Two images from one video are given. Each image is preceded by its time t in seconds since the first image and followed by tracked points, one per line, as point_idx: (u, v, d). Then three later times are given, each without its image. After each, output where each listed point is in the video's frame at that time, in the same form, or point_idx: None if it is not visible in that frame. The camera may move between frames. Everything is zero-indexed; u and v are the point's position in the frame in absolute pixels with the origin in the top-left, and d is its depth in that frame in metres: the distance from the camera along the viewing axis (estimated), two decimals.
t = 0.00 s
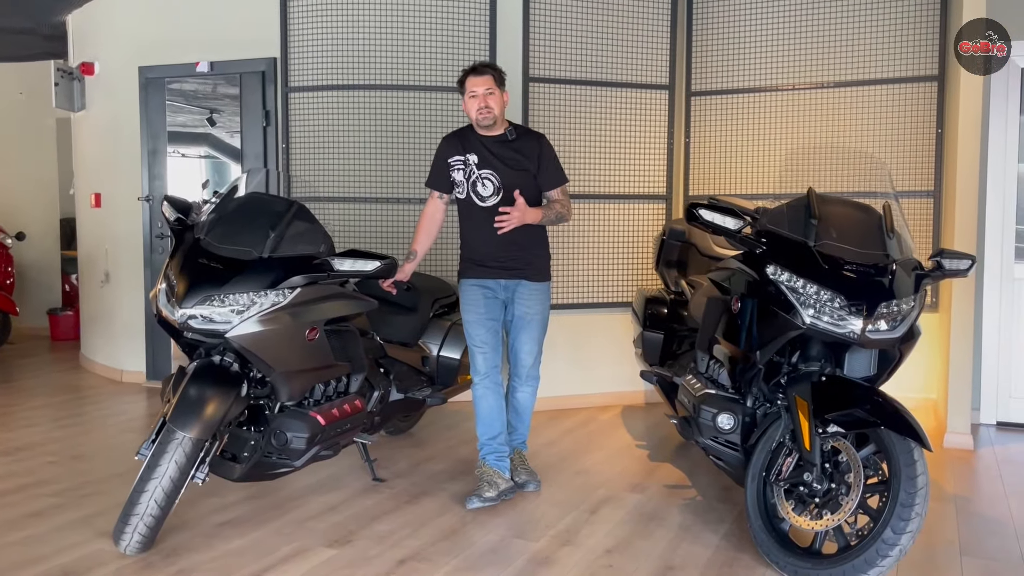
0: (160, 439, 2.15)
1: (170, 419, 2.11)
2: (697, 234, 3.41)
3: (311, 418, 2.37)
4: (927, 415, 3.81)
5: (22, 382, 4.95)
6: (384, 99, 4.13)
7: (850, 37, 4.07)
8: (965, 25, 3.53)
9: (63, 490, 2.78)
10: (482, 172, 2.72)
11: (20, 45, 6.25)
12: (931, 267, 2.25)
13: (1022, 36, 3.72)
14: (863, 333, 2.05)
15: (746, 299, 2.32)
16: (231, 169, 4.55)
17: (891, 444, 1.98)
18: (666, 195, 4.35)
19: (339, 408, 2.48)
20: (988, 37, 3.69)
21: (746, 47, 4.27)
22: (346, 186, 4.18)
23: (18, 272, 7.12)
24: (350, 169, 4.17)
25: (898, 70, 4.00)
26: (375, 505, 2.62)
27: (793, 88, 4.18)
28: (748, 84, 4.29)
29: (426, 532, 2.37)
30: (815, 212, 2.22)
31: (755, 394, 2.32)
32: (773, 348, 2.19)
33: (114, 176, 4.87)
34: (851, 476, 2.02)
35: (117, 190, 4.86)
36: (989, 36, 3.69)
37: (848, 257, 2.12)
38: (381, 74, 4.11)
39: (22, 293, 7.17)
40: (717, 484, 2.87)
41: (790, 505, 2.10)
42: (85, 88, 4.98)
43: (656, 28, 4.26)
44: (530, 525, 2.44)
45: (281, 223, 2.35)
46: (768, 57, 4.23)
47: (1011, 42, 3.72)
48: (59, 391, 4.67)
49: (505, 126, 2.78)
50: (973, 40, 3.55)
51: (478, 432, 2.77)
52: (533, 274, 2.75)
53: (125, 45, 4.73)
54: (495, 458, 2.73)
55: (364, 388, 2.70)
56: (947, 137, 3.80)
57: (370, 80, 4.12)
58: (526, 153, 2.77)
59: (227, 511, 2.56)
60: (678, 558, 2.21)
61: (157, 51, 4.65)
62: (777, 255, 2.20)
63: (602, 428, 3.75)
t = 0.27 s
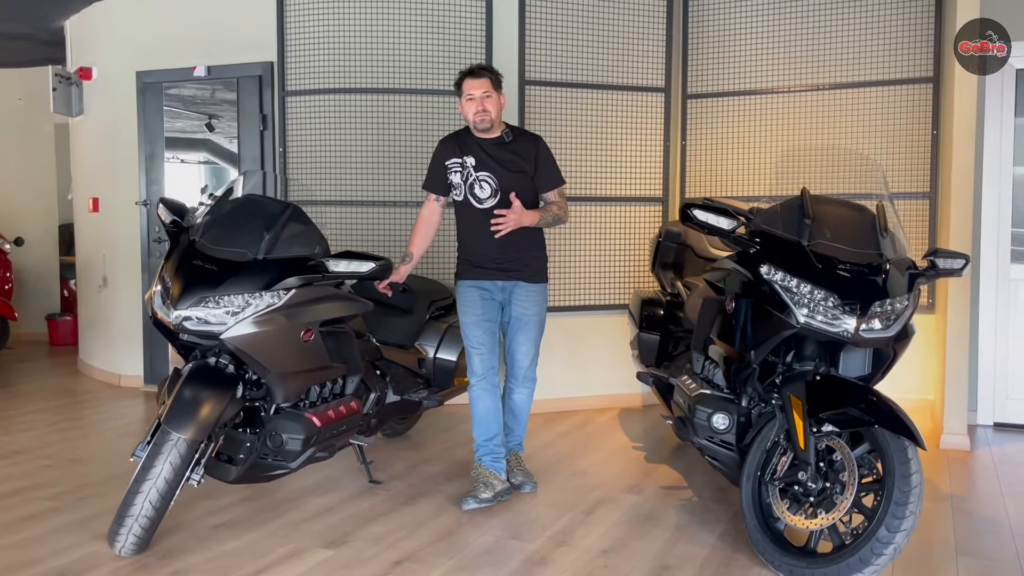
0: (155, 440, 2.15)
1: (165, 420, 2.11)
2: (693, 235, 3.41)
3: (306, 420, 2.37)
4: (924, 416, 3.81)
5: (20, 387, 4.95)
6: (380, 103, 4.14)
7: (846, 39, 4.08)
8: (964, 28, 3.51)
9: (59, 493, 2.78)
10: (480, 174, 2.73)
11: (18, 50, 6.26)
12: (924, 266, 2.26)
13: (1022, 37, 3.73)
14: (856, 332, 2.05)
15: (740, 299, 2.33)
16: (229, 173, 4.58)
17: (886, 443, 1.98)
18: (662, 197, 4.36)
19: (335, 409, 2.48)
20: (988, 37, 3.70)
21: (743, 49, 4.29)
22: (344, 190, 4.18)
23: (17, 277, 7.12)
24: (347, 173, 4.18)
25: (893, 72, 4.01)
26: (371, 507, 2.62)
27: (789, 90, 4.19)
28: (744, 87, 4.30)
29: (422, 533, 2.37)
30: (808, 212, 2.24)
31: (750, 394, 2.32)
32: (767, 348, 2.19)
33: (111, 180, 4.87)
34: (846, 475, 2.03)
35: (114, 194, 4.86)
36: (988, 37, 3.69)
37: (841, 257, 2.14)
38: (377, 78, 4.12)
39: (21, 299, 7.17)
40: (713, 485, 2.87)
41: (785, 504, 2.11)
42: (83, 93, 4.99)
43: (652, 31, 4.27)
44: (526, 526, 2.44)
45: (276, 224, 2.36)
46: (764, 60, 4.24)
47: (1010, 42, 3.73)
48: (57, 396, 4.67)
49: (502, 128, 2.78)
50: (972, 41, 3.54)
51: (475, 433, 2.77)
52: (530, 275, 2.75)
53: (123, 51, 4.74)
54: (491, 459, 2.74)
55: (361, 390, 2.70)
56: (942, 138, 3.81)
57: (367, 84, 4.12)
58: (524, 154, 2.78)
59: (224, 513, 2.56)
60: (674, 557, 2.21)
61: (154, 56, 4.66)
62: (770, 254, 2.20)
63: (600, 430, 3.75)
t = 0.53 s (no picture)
0: (152, 441, 2.16)
1: (162, 420, 2.11)
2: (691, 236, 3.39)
3: (304, 421, 2.37)
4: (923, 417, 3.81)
5: (19, 390, 4.95)
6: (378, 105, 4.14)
7: (844, 41, 4.08)
8: (962, 28, 3.50)
9: (56, 495, 2.78)
10: (483, 175, 2.74)
11: (18, 54, 6.27)
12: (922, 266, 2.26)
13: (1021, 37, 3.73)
14: (853, 331, 2.04)
15: (737, 299, 2.32)
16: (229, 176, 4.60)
17: (882, 442, 1.99)
18: (660, 199, 4.36)
19: (332, 410, 2.47)
20: (988, 37, 3.71)
21: (741, 51, 4.29)
22: (343, 192, 4.19)
23: (17, 281, 7.12)
24: (346, 175, 4.18)
25: (891, 73, 4.01)
26: (369, 508, 2.62)
27: (787, 92, 4.20)
28: (742, 88, 4.30)
29: (419, 534, 2.37)
30: (804, 212, 2.23)
31: (747, 393, 2.32)
32: (763, 347, 2.19)
33: (110, 183, 4.88)
34: (842, 473, 2.03)
35: (114, 197, 4.87)
36: (987, 37, 3.71)
37: (837, 255, 2.14)
38: (375, 80, 4.13)
39: (20, 302, 7.17)
40: (711, 485, 2.87)
41: (782, 504, 2.10)
42: (82, 96, 5.00)
43: (650, 32, 4.28)
44: (523, 527, 2.43)
45: (273, 225, 2.36)
46: (762, 62, 4.25)
47: (1010, 42, 3.73)
48: (56, 399, 4.67)
49: (505, 129, 2.79)
50: (972, 41, 3.54)
51: (472, 433, 2.77)
52: (530, 276, 2.75)
53: (122, 54, 4.75)
54: (488, 460, 2.74)
55: (359, 391, 2.70)
56: (940, 139, 3.81)
57: (365, 86, 4.13)
58: (527, 155, 2.77)
59: (221, 514, 2.56)
60: (671, 557, 2.21)
61: (153, 60, 4.67)
62: (767, 254, 2.20)
63: (598, 431, 3.75)
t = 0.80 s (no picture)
0: (151, 440, 2.17)
1: (161, 420, 2.12)
2: (689, 237, 3.41)
3: (302, 420, 2.37)
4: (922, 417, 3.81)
5: (20, 391, 4.97)
6: (378, 106, 4.15)
7: (843, 42, 4.09)
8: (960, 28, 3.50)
9: (56, 495, 2.78)
10: (486, 171, 2.76)
11: (20, 56, 6.29)
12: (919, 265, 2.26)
13: (1021, 37, 3.74)
14: (849, 329, 2.05)
15: (734, 297, 2.33)
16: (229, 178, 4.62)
17: (878, 440, 1.99)
18: (659, 199, 4.37)
19: (331, 410, 2.48)
20: (988, 36, 3.73)
21: (740, 52, 4.30)
22: (343, 193, 4.20)
23: (18, 283, 7.14)
24: (346, 176, 4.19)
25: (889, 73, 4.02)
26: (367, 508, 2.63)
27: (785, 93, 4.20)
28: (741, 89, 4.31)
29: (417, 533, 2.38)
30: (801, 212, 2.23)
31: (744, 393, 2.33)
32: (760, 346, 2.19)
33: (111, 184, 4.89)
34: (838, 472, 2.03)
35: (114, 199, 4.88)
36: (987, 37, 3.72)
37: (834, 254, 2.15)
38: (375, 81, 4.14)
39: (21, 304, 7.19)
40: (709, 485, 2.87)
41: (779, 502, 2.11)
42: (83, 98, 5.01)
43: (649, 34, 4.29)
44: (521, 526, 2.44)
45: (271, 225, 2.37)
46: (760, 62, 4.26)
47: (1010, 42, 3.74)
48: (57, 400, 4.68)
49: (514, 128, 2.79)
50: (971, 42, 3.55)
51: (470, 432, 2.78)
52: (528, 276, 2.75)
53: (123, 56, 4.77)
54: (486, 459, 2.74)
55: (358, 391, 2.70)
56: (938, 140, 3.82)
57: (365, 88, 4.14)
58: (533, 154, 2.77)
59: (220, 513, 2.56)
60: (668, 556, 2.21)
61: (154, 62, 4.69)
62: (763, 253, 2.21)
63: (598, 431, 3.75)
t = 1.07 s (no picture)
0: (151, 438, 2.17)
1: (161, 418, 2.12)
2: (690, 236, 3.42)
3: (302, 419, 2.37)
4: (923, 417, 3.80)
5: (22, 391, 4.98)
6: (379, 107, 4.16)
7: (843, 41, 4.09)
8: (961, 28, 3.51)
9: (56, 494, 2.79)
10: (490, 170, 2.76)
11: (23, 57, 6.31)
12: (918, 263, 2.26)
13: (1022, 37, 3.74)
14: (848, 327, 2.05)
15: (733, 296, 2.33)
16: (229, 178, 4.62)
17: (877, 438, 1.99)
18: (659, 199, 4.37)
19: (331, 409, 2.48)
20: (987, 37, 3.73)
21: (740, 52, 4.31)
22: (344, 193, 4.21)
23: (20, 283, 7.16)
24: (347, 177, 4.20)
25: (890, 73, 4.02)
26: (367, 506, 2.63)
27: (786, 93, 4.20)
28: (741, 89, 4.31)
29: (416, 531, 2.38)
30: (800, 210, 2.23)
31: (743, 391, 2.33)
32: (759, 344, 2.20)
33: (113, 185, 4.90)
34: (837, 470, 2.03)
35: (116, 199, 4.89)
36: (987, 37, 3.73)
37: (833, 252, 2.14)
38: (376, 81, 4.15)
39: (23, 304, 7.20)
40: (709, 484, 2.87)
41: (778, 501, 2.11)
42: (85, 99, 5.02)
43: (650, 34, 4.30)
44: (521, 524, 2.44)
45: (271, 224, 2.38)
46: (761, 62, 4.26)
47: (1011, 42, 3.74)
48: (58, 400, 4.69)
49: (516, 128, 2.81)
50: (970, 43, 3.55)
51: (470, 431, 2.78)
52: (530, 276, 2.76)
53: (125, 57, 4.79)
54: (486, 457, 2.74)
55: (357, 391, 2.70)
56: (939, 139, 3.82)
57: (366, 88, 4.15)
58: (535, 154, 2.79)
59: (220, 512, 2.57)
60: (667, 554, 2.21)
61: (156, 63, 4.70)
62: (762, 252, 2.21)
63: (598, 431, 3.75)
